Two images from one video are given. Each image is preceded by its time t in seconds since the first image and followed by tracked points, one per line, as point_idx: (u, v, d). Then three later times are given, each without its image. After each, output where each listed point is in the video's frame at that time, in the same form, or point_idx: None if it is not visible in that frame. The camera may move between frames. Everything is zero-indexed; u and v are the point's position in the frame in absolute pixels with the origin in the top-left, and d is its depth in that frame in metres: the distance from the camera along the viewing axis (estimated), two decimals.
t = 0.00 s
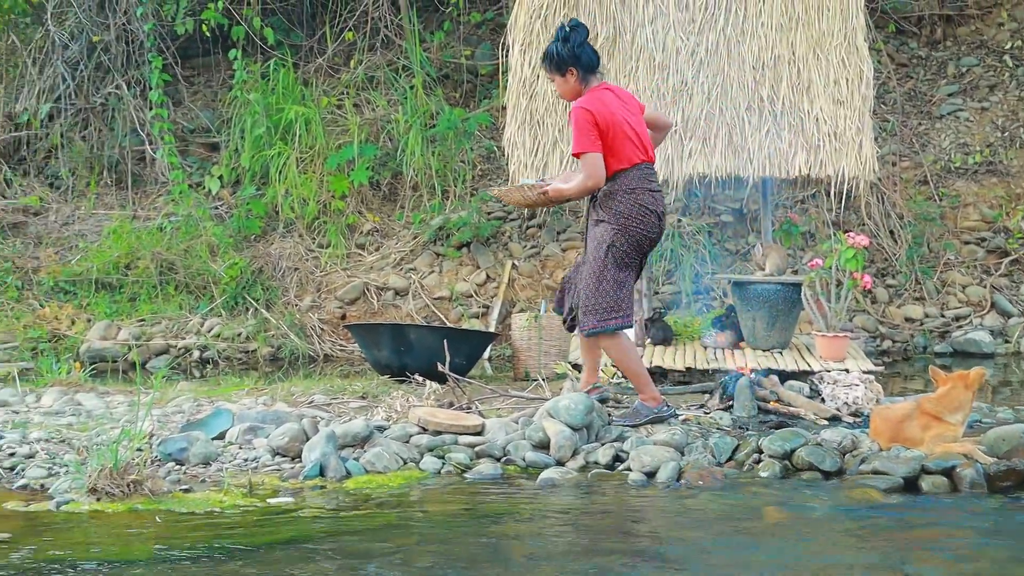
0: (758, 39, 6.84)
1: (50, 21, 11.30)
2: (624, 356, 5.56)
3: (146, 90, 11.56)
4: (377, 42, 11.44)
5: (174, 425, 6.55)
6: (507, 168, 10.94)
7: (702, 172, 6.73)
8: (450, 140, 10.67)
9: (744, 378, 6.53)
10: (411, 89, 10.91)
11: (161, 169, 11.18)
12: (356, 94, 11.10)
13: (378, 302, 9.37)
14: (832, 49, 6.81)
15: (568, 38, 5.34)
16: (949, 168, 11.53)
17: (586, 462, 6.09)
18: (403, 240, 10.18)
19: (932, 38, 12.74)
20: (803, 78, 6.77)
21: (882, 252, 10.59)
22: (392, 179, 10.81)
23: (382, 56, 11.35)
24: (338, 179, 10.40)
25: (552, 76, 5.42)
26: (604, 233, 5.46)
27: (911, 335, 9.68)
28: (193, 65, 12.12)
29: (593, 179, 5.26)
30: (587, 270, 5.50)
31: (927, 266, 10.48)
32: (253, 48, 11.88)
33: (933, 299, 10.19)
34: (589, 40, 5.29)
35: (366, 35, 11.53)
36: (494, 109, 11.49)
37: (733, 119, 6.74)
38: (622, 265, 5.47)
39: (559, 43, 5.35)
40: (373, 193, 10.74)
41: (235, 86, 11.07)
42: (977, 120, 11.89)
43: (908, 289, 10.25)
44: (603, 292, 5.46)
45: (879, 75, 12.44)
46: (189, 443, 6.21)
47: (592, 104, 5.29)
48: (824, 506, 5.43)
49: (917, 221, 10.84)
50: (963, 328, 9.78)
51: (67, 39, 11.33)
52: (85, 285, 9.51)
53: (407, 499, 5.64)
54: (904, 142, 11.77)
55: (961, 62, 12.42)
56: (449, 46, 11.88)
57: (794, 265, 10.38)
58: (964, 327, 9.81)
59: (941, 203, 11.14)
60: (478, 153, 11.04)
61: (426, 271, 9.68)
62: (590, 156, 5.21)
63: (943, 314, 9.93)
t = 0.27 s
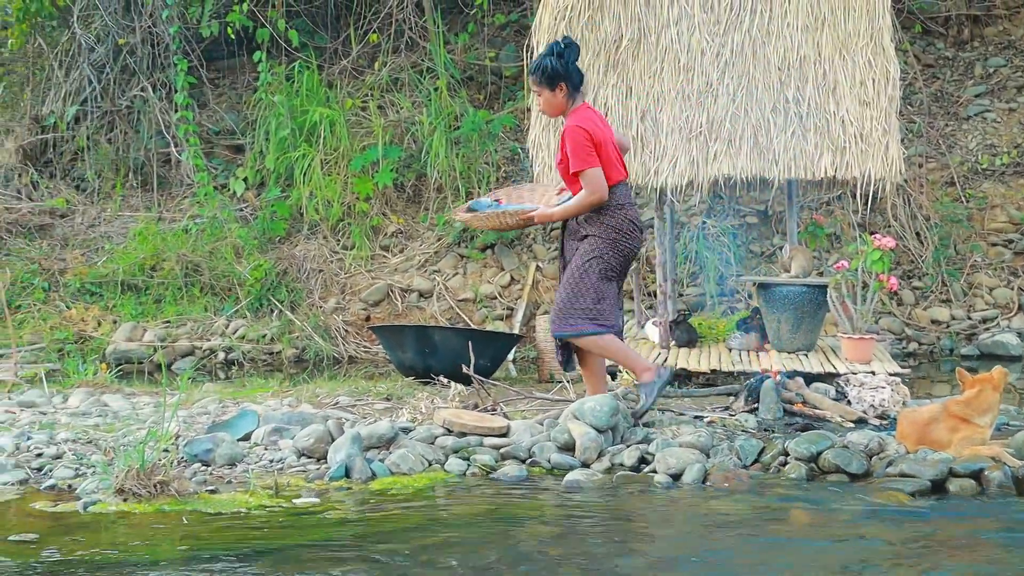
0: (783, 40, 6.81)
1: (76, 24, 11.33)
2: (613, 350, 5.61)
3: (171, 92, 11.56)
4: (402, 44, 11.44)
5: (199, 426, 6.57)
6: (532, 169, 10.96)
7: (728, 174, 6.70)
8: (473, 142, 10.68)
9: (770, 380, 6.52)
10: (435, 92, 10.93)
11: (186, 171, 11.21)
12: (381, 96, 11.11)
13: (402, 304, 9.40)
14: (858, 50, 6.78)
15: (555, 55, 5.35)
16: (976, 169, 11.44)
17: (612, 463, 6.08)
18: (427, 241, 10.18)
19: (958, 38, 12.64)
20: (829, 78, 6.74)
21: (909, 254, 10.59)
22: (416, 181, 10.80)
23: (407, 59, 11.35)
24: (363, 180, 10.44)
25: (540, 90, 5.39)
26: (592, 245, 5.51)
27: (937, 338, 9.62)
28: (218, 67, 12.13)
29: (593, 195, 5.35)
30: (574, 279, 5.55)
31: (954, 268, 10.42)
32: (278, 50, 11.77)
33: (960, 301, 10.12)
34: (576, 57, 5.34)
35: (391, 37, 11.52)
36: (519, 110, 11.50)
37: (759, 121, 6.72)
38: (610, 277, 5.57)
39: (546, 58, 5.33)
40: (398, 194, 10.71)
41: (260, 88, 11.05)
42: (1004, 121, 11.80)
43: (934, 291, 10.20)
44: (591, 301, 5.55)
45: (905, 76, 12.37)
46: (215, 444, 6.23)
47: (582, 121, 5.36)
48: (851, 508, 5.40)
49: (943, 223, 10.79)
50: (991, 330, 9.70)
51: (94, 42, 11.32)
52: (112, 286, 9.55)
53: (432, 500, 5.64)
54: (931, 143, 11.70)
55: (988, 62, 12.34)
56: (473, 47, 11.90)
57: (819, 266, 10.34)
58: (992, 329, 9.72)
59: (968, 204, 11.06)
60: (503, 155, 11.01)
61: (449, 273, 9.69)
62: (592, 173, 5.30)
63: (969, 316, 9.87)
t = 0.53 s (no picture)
0: (808, 41, 6.80)
1: (102, 25, 11.36)
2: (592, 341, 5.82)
3: (196, 93, 11.56)
4: (425, 45, 11.35)
5: (224, 427, 6.59)
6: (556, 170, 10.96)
7: (753, 176, 6.69)
8: (498, 143, 10.64)
9: (794, 382, 6.51)
10: (459, 93, 10.94)
11: (211, 172, 11.24)
12: (404, 97, 11.13)
13: (426, 305, 9.42)
14: (884, 51, 6.75)
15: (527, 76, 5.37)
16: (1003, 170, 11.36)
17: (636, 465, 6.07)
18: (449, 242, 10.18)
19: (985, 38, 12.57)
20: (854, 79, 6.71)
21: (934, 256, 10.55)
22: (440, 182, 10.81)
23: (431, 59, 11.33)
24: (387, 181, 10.47)
25: (519, 111, 5.34)
26: (587, 243, 5.62)
27: (963, 339, 9.54)
28: (242, 68, 12.18)
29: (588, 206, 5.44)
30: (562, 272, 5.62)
31: (980, 269, 10.36)
32: (302, 52, 11.87)
33: (986, 302, 10.06)
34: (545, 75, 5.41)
35: (415, 38, 11.42)
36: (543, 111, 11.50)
37: (784, 122, 6.71)
38: (601, 281, 5.67)
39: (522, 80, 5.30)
40: (421, 195, 10.71)
41: (284, 89, 11.05)
42: None
43: (960, 293, 10.15)
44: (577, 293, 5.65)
45: (931, 77, 12.30)
46: (240, 445, 6.25)
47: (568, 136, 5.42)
48: (877, 510, 5.37)
49: (969, 224, 10.73)
50: (1017, 331, 9.64)
51: (119, 43, 11.37)
52: (136, 287, 9.59)
53: (456, 502, 5.63)
54: (957, 144, 11.63)
55: (1014, 62, 12.25)
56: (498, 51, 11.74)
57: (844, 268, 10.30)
58: (1018, 330, 9.65)
59: (994, 205, 10.99)
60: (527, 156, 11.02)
61: (473, 274, 9.70)
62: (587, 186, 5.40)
63: (996, 318, 9.81)
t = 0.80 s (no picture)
0: (832, 42, 6.77)
1: (126, 25, 11.38)
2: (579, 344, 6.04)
3: (219, 94, 11.57)
4: (448, 46, 11.46)
5: (247, 427, 6.61)
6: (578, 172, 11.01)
7: (777, 177, 6.68)
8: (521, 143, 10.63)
9: (818, 385, 6.49)
10: (483, 94, 10.94)
11: (234, 172, 11.27)
12: (427, 98, 11.14)
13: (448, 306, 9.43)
14: (909, 53, 6.73)
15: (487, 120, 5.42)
16: None
17: (659, 467, 6.05)
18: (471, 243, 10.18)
19: (1011, 40, 12.50)
20: (879, 80, 6.70)
21: (958, 258, 10.51)
22: (462, 183, 10.93)
23: (454, 60, 11.37)
24: (409, 182, 10.49)
25: (487, 155, 5.37)
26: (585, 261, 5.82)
27: (988, 343, 9.41)
28: (265, 69, 12.23)
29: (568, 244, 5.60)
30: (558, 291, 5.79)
31: (1005, 272, 10.30)
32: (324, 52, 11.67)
33: (1012, 305, 10.00)
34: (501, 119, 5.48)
35: (438, 39, 11.54)
36: (566, 112, 11.50)
37: (808, 123, 6.69)
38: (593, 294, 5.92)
39: (488, 124, 5.34)
40: (444, 196, 10.75)
41: (306, 90, 10.98)
42: None
43: (984, 295, 10.09)
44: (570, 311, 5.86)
45: (955, 78, 12.24)
46: (262, 445, 6.26)
47: (538, 176, 5.50)
48: (901, 512, 5.34)
49: (994, 226, 10.66)
50: None
51: (143, 44, 11.39)
52: (159, 287, 9.63)
53: (479, 503, 5.62)
54: (982, 146, 11.56)
55: None
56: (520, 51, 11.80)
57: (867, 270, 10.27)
58: None
59: (1020, 207, 10.91)
60: (550, 156, 11.17)
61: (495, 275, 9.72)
62: (564, 225, 5.53)
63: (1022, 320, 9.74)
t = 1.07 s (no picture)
0: (854, 42, 6.76)
1: (148, 27, 11.42)
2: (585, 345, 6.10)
3: (241, 95, 11.58)
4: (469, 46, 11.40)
5: (268, 427, 6.64)
6: (599, 173, 11.00)
7: (797, 177, 6.68)
8: (540, 144, 10.66)
9: (838, 385, 6.47)
10: (503, 94, 10.93)
11: (254, 173, 11.29)
12: (447, 99, 11.16)
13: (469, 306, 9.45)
14: (931, 53, 6.68)
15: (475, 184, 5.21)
16: None
17: (680, 467, 6.04)
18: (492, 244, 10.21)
19: None
20: (900, 80, 6.68)
21: (980, 259, 10.46)
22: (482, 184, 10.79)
23: (473, 60, 11.36)
24: (430, 183, 10.37)
25: (481, 219, 5.19)
26: (597, 263, 5.93)
27: (1010, 343, 9.38)
28: (286, 69, 12.23)
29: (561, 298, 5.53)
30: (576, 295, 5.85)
31: None
32: (345, 53, 11.69)
33: None
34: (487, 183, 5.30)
35: (459, 39, 11.50)
36: (586, 112, 11.50)
37: (829, 123, 6.68)
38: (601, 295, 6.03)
39: (480, 190, 5.14)
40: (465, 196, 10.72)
41: (328, 91, 11.07)
42: None
43: (1007, 296, 10.04)
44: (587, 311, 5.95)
45: (978, 79, 12.16)
46: (283, 445, 6.27)
47: (533, 230, 5.42)
48: (924, 513, 5.30)
49: (1017, 226, 10.59)
50: None
51: (165, 45, 11.45)
52: (180, 287, 9.67)
53: (499, 503, 5.61)
54: (1005, 146, 11.49)
55: None
56: (540, 51, 11.85)
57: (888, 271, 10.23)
58: None
59: None
60: (570, 157, 11.15)
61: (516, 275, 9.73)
62: (556, 280, 5.47)
63: None
